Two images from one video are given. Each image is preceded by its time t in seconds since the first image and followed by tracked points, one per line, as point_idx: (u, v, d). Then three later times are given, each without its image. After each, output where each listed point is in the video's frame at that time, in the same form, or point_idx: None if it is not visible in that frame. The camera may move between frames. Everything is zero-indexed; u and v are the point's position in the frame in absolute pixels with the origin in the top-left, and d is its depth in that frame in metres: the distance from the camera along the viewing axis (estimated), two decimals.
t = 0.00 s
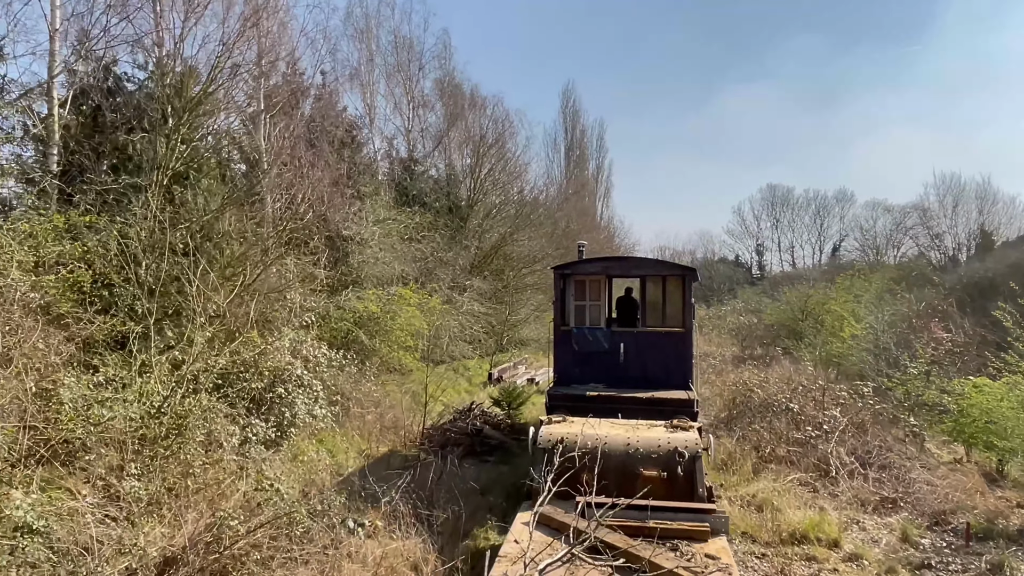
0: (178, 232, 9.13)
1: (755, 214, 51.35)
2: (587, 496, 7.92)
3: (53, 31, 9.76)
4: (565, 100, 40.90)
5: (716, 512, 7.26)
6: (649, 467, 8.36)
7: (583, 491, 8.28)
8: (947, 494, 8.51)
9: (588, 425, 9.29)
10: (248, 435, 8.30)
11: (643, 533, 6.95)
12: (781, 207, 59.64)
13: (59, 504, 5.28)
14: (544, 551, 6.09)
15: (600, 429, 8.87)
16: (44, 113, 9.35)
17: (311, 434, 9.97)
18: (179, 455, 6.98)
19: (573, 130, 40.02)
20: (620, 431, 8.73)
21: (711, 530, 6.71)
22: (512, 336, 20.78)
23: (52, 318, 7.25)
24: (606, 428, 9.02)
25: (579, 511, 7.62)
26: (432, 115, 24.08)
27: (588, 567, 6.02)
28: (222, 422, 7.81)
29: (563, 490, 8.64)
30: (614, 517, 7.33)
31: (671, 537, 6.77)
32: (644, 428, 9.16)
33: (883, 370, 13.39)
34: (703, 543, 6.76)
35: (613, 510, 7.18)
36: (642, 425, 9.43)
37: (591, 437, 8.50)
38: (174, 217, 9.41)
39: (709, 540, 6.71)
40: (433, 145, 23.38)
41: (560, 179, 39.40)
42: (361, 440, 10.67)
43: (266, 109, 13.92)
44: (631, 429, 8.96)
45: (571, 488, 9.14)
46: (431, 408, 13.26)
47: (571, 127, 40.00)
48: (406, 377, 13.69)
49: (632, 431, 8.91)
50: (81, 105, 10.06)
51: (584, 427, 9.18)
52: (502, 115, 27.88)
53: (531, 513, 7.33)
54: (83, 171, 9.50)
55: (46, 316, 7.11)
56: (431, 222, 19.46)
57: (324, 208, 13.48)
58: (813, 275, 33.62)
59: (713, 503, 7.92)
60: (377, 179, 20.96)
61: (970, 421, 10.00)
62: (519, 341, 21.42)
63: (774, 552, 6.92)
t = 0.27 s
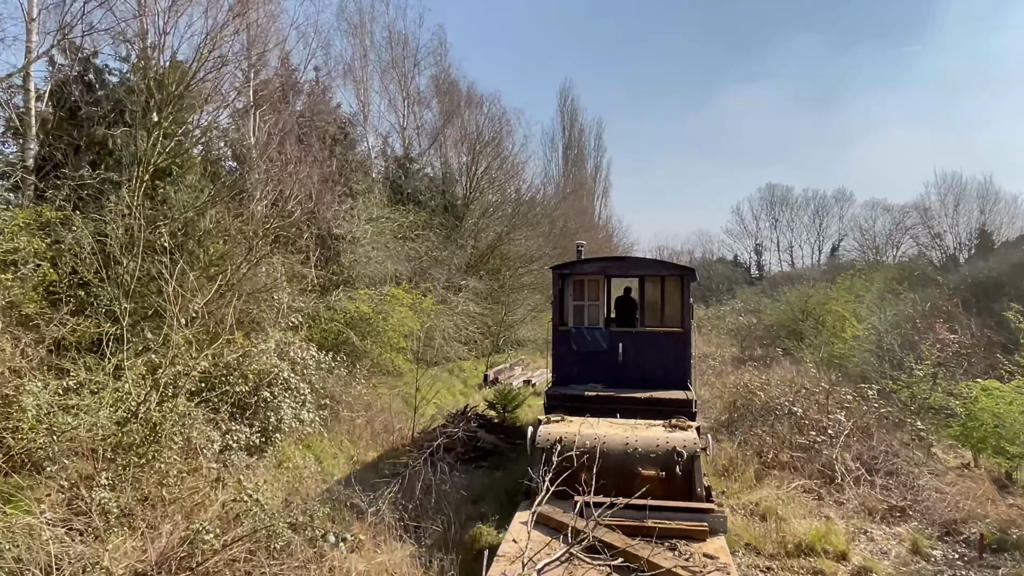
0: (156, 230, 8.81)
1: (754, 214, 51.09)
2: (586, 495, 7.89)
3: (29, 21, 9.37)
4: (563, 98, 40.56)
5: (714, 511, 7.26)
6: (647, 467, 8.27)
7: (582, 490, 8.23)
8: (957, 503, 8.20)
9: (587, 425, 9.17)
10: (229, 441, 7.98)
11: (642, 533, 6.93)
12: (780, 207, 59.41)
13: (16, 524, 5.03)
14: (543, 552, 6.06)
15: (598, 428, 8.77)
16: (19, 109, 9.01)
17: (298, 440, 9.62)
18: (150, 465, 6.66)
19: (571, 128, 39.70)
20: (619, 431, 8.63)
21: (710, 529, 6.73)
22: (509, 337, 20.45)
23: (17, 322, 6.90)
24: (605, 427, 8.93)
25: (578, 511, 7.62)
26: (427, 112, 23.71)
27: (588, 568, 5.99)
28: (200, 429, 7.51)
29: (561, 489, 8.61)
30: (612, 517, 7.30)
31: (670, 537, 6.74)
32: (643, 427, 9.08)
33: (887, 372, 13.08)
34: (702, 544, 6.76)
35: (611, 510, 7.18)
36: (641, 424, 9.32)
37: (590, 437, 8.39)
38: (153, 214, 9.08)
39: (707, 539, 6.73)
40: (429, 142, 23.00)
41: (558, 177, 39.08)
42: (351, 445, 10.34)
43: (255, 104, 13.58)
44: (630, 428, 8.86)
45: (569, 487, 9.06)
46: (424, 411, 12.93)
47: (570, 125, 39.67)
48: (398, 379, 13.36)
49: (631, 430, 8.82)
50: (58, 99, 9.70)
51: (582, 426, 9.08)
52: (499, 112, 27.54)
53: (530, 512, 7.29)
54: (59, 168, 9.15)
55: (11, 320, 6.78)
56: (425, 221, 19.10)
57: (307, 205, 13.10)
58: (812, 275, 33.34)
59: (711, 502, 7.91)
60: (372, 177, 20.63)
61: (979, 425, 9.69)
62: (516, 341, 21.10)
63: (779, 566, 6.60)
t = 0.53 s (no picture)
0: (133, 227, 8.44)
1: (753, 213, 50.82)
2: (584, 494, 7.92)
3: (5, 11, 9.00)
4: (562, 96, 40.23)
5: (712, 510, 7.28)
6: (646, 467, 8.21)
7: (580, 490, 8.22)
8: (968, 512, 7.90)
9: (584, 424, 9.08)
10: (207, 448, 7.67)
11: (640, 533, 6.93)
12: (779, 206, 59.15)
13: None
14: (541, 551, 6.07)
15: (596, 427, 8.72)
16: None
17: (284, 446, 9.28)
18: (121, 476, 6.37)
19: (569, 127, 39.39)
20: (617, 430, 8.59)
21: (708, 529, 6.74)
22: (505, 338, 20.13)
23: None
24: (603, 426, 8.88)
25: (576, 510, 7.61)
26: (423, 109, 23.36)
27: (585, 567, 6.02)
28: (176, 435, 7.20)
29: (559, 489, 8.57)
30: (610, 517, 7.31)
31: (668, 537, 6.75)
32: (641, 426, 9.03)
33: (890, 375, 12.79)
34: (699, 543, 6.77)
35: (610, 510, 7.18)
36: (638, 423, 9.25)
37: (588, 436, 8.33)
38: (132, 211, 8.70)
39: (705, 539, 6.74)
40: (424, 140, 22.67)
41: (556, 176, 38.75)
42: (340, 450, 10.01)
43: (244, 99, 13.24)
44: (628, 427, 8.81)
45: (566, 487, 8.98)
46: (417, 415, 12.60)
47: (568, 124, 39.35)
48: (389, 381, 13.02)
49: (629, 429, 8.77)
50: (35, 92, 9.33)
51: (580, 425, 9.02)
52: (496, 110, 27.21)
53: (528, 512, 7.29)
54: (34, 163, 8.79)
55: None
56: (420, 220, 18.76)
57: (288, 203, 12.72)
58: (812, 275, 33.05)
59: (710, 502, 7.90)
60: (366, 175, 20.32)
61: (988, 429, 9.39)
62: (512, 341, 20.78)
63: None
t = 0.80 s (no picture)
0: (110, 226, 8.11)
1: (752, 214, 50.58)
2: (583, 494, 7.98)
3: None
4: (560, 96, 39.95)
5: (710, 509, 7.29)
6: (643, 466, 8.21)
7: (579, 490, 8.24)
8: (981, 521, 7.59)
9: (583, 424, 9.11)
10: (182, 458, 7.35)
11: (639, 533, 6.92)
12: (778, 206, 58.92)
13: None
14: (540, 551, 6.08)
15: (595, 428, 8.75)
16: None
17: (271, 452, 8.96)
18: (90, 487, 6.05)
19: (567, 126, 39.10)
20: (615, 430, 8.63)
21: (706, 528, 6.74)
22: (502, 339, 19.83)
23: None
24: (601, 426, 8.92)
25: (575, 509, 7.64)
26: (418, 107, 23.06)
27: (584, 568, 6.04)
28: (151, 443, 6.91)
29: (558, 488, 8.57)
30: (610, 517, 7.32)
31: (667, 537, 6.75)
32: (639, 426, 9.06)
33: (895, 377, 12.49)
34: (698, 543, 6.79)
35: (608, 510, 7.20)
36: (636, 423, 9.26)
37: (587, 436, 8.36)
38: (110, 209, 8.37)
39: (704, 538, 6.76)
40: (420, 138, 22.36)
41: (554, 176, 38.46)
42: (329, 456, 9.71)
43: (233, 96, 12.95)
44: (626, 427, 8.84)
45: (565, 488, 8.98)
46: (410, 419, 12.29)
47: (566, 123, 39.07)
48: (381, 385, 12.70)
49: (627, 429, 8.80)
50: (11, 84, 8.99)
51: (579, 425, 9.04)
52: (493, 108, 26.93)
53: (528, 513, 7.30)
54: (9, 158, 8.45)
55: None
56: (415, 219, 18.45)
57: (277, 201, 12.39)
58: (812, 276, 32.79)
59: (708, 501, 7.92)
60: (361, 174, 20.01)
61: (999, 434, 9.10)
62: (508, 343, 20.49)
63: None
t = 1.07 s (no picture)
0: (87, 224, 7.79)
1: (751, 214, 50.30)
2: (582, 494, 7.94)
3: None
4: (559, 95, 39.65)
5: (709, 510, 7.26)
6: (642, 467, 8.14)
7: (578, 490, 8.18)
8: (995, 532, 7.28)
9: (582, 424, 9.05)
10: (160, 467, 7.01)
11: (637, 533, 6.87)
12: (777, 206, 58.65)
13: None
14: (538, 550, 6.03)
15: (594, 428, 8.70)
16: None
17: (257, 459, 8.63)
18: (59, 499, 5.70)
19: (566, 126, 38.81)
20: (614, 430, 8.58)
21: (705, 528, 6.71)
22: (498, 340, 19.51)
23: None
24: (600, 426, 8.87)
25: (573, 510, 7.60)
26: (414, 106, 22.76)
27: (582, 567, 6.01)
28: (127, 452, 6.61)
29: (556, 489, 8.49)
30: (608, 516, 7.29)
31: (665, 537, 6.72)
32: (637, 426, 9.00)
33: (901, 380, 12.19)
34: (696, 542, 6.77)
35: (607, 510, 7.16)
36: (634, 423, 9.20)
37: (587, 436, 8.29)
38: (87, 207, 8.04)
39: (702, 538, 6.72)
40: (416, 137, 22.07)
41: (552, 176, 38.15)
42: (317, 463, 9.38)
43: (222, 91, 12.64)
44: (625, 428, 8.78)
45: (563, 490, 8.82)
46: (403, 423, 11.97)
47: (564, 122, 38.77)
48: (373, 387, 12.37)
49: (626, 429, 8.74)
50: None
51: (578, 425, 8.99)
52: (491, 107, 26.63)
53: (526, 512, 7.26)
54: None
55: None
56: (409, 218, 18.13)
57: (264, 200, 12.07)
58: (812, 276, 32.49)
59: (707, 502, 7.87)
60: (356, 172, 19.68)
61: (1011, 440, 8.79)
62: (505, 344, 20.16)
63: None
